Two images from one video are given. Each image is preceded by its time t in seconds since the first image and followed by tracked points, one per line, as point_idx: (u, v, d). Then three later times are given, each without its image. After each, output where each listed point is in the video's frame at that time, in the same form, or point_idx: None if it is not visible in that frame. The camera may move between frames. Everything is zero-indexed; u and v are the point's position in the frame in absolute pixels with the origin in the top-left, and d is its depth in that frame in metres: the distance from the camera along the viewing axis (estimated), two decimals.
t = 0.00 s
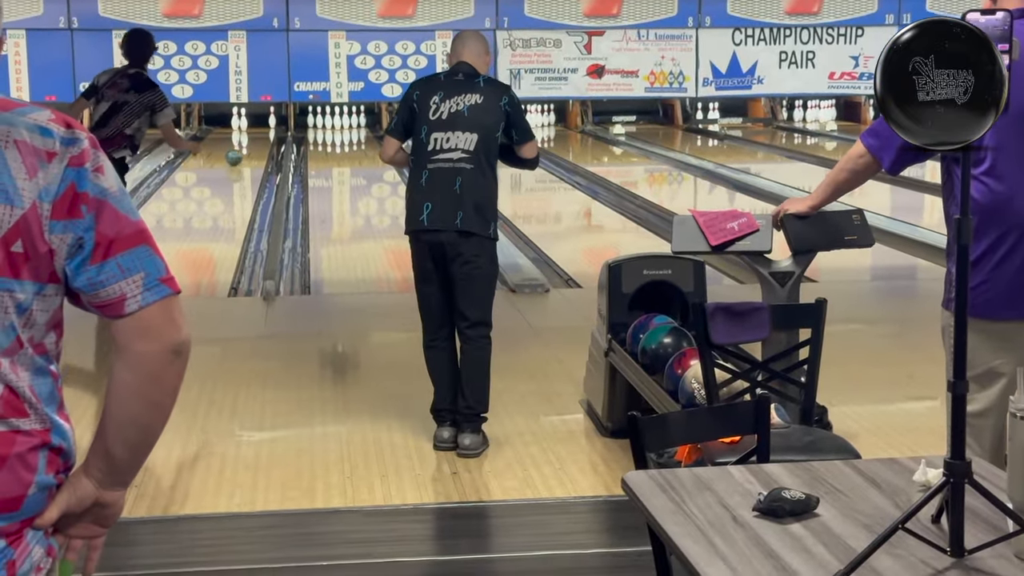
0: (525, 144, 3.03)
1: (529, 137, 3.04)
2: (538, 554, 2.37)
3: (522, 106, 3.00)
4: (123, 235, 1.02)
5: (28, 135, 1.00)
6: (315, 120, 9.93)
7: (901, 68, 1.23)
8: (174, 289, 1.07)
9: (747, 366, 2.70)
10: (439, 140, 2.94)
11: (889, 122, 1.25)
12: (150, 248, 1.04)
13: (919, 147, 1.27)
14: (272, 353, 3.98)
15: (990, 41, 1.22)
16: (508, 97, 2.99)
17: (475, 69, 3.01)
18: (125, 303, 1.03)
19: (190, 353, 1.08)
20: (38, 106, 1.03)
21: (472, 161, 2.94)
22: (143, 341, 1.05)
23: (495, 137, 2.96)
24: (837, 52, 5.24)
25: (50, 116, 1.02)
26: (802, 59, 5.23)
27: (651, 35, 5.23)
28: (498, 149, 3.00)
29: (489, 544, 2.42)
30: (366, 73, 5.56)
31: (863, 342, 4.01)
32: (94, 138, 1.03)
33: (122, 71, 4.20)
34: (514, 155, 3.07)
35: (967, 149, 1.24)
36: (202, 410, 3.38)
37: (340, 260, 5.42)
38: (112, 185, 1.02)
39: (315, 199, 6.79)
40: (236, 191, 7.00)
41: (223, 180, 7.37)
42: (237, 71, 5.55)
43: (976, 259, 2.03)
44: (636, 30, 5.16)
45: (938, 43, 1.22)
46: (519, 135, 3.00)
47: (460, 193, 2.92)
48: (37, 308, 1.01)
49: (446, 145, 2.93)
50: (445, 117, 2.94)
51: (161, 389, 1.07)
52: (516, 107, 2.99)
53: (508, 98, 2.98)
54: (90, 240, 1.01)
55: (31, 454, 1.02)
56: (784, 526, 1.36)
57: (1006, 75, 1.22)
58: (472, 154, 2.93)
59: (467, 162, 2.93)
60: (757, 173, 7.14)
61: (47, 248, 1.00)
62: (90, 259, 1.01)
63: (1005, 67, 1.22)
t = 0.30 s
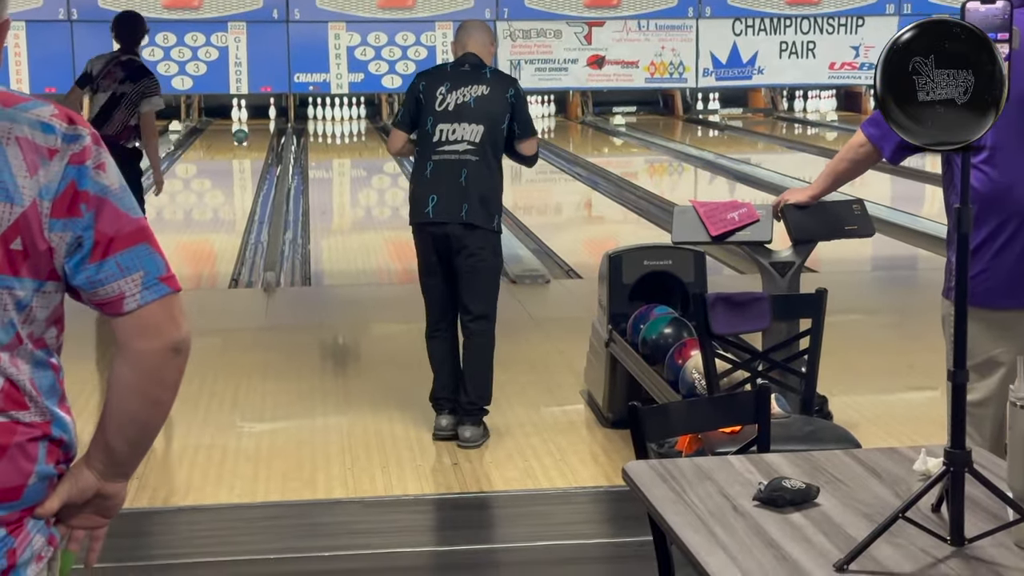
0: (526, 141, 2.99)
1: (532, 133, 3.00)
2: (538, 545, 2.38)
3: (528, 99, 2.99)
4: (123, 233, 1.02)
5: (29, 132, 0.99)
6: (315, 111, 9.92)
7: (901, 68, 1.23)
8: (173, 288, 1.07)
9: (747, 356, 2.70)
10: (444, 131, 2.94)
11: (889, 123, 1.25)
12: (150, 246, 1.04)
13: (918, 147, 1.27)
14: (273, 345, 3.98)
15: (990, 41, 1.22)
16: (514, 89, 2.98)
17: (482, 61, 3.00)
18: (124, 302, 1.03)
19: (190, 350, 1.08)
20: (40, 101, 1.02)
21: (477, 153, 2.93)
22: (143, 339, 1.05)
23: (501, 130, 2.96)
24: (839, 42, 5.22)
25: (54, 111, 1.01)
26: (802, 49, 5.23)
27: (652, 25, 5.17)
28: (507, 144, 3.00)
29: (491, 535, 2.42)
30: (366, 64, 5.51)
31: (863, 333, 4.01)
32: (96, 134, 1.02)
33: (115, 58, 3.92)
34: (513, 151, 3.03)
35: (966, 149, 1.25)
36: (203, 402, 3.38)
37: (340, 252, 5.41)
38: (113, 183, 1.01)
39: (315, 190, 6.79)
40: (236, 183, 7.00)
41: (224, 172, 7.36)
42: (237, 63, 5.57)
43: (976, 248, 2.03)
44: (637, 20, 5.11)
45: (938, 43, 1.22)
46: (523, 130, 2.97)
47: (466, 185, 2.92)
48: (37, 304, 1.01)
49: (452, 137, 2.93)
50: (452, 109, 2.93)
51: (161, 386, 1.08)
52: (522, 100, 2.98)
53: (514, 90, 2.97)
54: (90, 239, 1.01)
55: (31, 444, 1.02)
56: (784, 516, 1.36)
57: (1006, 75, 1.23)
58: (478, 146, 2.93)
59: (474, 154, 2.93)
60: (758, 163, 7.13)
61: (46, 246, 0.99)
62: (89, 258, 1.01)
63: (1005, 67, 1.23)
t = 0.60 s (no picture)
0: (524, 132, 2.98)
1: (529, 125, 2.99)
2: (538, 534, 2.38)
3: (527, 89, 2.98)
4: (123, 227, 1.02)
5: (31, 125, 0.99)
6: (314, 102, 9.90)
7: (901, 68, 1.23)
8: (173, 282, 1.06)
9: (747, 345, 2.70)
10: (444, 123, 2.93)
11: (889, 123, 1.24)
12: (150, 240, 1.04)
13: (919, 147, 1.27)
14: (273, 336, 3.98)
15: (990, 41, 1.22)
16: (513, 79, 2.96)
17: (481, 51, 2.98)
18: (123, 296, 1.03)
19: (189, 344, 1.08)
20: (44, 93, 1.02)
21: (477, 144, 2.93)
22: (142, 333, 1.05)
23: (501, 121, 2.95)
24: (838, 32, 5.18)
25: (56, 103, 1.01)
26: (801, 40, 5.20)
27: (652, 16, 5.15)
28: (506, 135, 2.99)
29: (491, 524, 2.43)
30: (365, 54, 5.49)
31: (863, 322, 4.01)
32: (98, 127, 1.02)
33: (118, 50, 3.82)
34: (508, 141, 3.02)
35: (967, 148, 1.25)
36: (205, 392, 3.39)
37: (341, 243, 5.41)
38: (113, 176, 1.01)
39: (314, 181, 6.79)
40: (235, 173, 6.99)
41: (223, 163, 7.36)
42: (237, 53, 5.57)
43: (976, 237, 2.03)
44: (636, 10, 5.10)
45: (939, 43, 1.22)
46: (520, 119, 2.96)
47: (466, 177, 2.92)
48: (37, 296, 1.01)
49: (452, 129, 2.93)
50: (451, 101, 2.92)
51: (161, 379, 1.08)
52: (521, 90, 2.97)
53: (514, 80, 2.95)
54: (89, 233, 1.00)
55: (30, 433, 1.02)
56: (784, 505, 1.36)
57: (1005, 75, 1.23)
58: (478, 137, 2.92)
59: (473, 145, 2.92)
60: (758, 154, 7.13)
61: (46, 239, 0.99)
62: (88, 251, 1.01)
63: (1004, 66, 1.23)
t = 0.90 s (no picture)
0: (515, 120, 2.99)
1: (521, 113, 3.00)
2: (538, 525, 2.38)
3: (518, 78, 2.97)
4: (127, 219, 1.02)
5: (36, 115, 0.99)
6: (315, 94, 9.89)
7: (901, 68, 1.22)
8: (177, 273, 1.07)
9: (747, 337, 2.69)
10: (436, 115, 2.92)
11: (889, 123, 1.25)
12: (154, 231, 1.04)
13: (918, 146, 1.27)
14: (273, 327, 3.98)
15: (991, 41, 1.22)
16: (505, 68, 2.95)
17: (473, 42, 2.96)
18: (127, 287, 1.03)
19: (192, 335, 1.08)
20: (49, 83, 1.01)
21: (470, 134, 2.92)
22: (146, 324, 1.05)
23: (491, 110, 2.94)
24: (839, 23, 5.11)
25: (61, 94, 1.01)
26: (801, 32, 5.14)
27: (652, 7, 5.21)
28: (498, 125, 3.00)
29: (490, 515, 2.43)
30: (365, 46, 5.45)
31: (864, 314, 4.01)
32: (102, 118, 1.02)
33: (120, 39, 3.76)
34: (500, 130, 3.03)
35: (966, 148, 1.25)
36: (206, 383, 3.39)
37: (341, 234, 5.41)
38: (118, 167, 1.01)
39: (315, 172, 6.78)
40: (236, 165, 6.99)
41: (223, 154, 7.35)
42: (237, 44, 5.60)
43: (975, 229, 2.03)
44: (636, 1, 5.14)
45: (939, 43, 1.22)
46: (512, 109, 2.97)
47: (458, 167, 2.91)
48: (42, 286, 1.01)
49: (443, 120, 2.92)
50: (442, 92, 2.92)
51: (164, 370, 1.08)
52: (512, 79, 2.96)
53: (504, 70, 2.94)
54: (93, 224, 1.00)
55: (34, 423, 1.02)
56: (784, 496, 1.36)
57: (1005, 76, 1.23)
58: (470, 127, 2.92)
59: (465, 136, 2.92)
60: (758, 145, 7.12)
61: (51, 229, 0.99)
62: (93, 242, 1.01)
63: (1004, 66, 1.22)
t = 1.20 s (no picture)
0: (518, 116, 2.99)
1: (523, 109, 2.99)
2: (540, 521, 2.38)
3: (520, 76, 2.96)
4: (132, 216, 1.01)
5: (41, 112, 0.98)
6: (317, 89, 9.89)
7: (901, 68, 1.22)
8: (183, 271, 1.06)
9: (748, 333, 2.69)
10: (437, 111, 2.92)
11: (889, 123, 1.24)
12: (160, 228, 1.04)
13: (918, 145, 1.27)
14: (274, 322, 3.98)
15: (990, 41, 1.21)
16: (507, 65, 2.94)
17: (474, 39, 2.95)
18: (133, 284, 1.03)
19: (197, 332, 1.08)
20: (54, 79, 1.01)
21: (471, 130, 2.92)
22: (150, 321, 1.05)
23: (493, 107, 2.94)
24: (841, 19, 5.12)
25: (67, 90, 1.00)
26: (804, 27, 5.14)
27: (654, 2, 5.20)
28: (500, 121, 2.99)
29: (491, 511, 2.43)
30: (368, 42, 5.38)
31: (866, 311, 4.01)
32: (108, 114, 1.01)
33: (122, 39, 3.72)
34: (502, 127, 3.02)
35: (966, 147, 1.25)
36: (207, 379, 3.39)
37: (343, 230, 5.41)
38: (124, 164, 1.01)
39: (317, 168, 6.78)
40: (238, 161, 6.98)
41: (225, 150, 7.35)
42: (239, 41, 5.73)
43: (977, 226, 2.03)
44: None
45: (939, 43, 1.21)
46: (513, 105, 2.96)
47: (459, 163, 2.91)
48: (48, 283, 1.01)
49: (445, 116, 2.91)
50: (444, 88, 2.91)
51: (169, 367, 1.08)
52: (514, 76, 2.95)
53: (507, 66, 2.93)
54: (99, 221, 1.00)
55: (39, 420, 1.02)
56: (786, 493, 1.36)
57: (1006, 75, 1.22)
58: (471, 124, 2.91)
59: (466, 132, 2.91)
60: (760, 141, 7.12)
61: (57, 226, 0.99)
62: (99, 239, 1.00)
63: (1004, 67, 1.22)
